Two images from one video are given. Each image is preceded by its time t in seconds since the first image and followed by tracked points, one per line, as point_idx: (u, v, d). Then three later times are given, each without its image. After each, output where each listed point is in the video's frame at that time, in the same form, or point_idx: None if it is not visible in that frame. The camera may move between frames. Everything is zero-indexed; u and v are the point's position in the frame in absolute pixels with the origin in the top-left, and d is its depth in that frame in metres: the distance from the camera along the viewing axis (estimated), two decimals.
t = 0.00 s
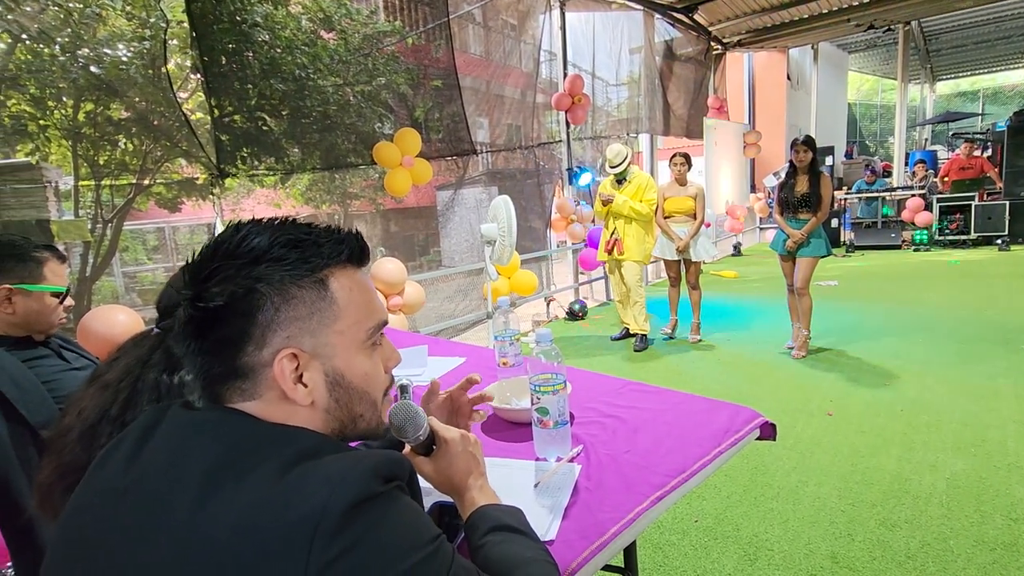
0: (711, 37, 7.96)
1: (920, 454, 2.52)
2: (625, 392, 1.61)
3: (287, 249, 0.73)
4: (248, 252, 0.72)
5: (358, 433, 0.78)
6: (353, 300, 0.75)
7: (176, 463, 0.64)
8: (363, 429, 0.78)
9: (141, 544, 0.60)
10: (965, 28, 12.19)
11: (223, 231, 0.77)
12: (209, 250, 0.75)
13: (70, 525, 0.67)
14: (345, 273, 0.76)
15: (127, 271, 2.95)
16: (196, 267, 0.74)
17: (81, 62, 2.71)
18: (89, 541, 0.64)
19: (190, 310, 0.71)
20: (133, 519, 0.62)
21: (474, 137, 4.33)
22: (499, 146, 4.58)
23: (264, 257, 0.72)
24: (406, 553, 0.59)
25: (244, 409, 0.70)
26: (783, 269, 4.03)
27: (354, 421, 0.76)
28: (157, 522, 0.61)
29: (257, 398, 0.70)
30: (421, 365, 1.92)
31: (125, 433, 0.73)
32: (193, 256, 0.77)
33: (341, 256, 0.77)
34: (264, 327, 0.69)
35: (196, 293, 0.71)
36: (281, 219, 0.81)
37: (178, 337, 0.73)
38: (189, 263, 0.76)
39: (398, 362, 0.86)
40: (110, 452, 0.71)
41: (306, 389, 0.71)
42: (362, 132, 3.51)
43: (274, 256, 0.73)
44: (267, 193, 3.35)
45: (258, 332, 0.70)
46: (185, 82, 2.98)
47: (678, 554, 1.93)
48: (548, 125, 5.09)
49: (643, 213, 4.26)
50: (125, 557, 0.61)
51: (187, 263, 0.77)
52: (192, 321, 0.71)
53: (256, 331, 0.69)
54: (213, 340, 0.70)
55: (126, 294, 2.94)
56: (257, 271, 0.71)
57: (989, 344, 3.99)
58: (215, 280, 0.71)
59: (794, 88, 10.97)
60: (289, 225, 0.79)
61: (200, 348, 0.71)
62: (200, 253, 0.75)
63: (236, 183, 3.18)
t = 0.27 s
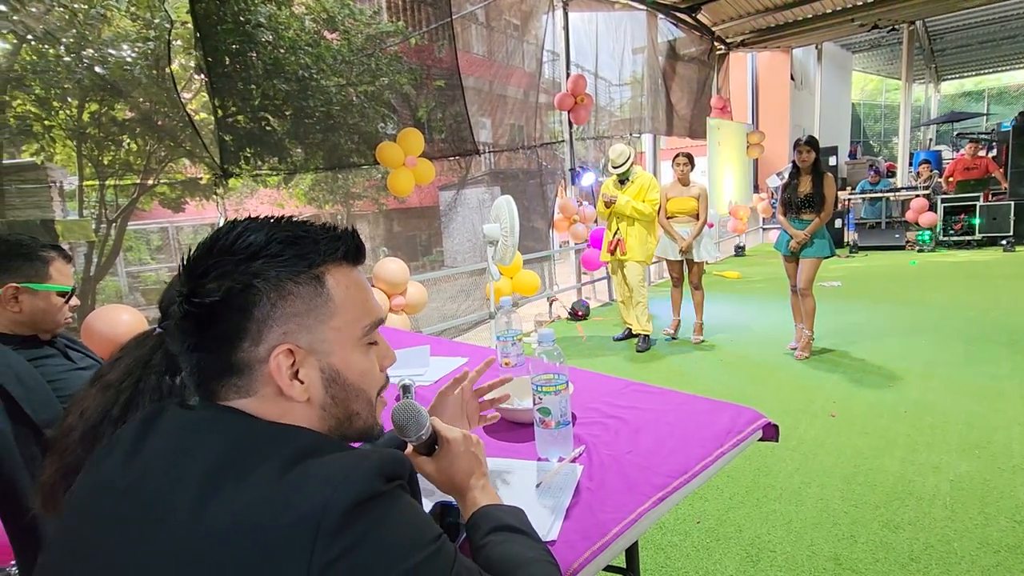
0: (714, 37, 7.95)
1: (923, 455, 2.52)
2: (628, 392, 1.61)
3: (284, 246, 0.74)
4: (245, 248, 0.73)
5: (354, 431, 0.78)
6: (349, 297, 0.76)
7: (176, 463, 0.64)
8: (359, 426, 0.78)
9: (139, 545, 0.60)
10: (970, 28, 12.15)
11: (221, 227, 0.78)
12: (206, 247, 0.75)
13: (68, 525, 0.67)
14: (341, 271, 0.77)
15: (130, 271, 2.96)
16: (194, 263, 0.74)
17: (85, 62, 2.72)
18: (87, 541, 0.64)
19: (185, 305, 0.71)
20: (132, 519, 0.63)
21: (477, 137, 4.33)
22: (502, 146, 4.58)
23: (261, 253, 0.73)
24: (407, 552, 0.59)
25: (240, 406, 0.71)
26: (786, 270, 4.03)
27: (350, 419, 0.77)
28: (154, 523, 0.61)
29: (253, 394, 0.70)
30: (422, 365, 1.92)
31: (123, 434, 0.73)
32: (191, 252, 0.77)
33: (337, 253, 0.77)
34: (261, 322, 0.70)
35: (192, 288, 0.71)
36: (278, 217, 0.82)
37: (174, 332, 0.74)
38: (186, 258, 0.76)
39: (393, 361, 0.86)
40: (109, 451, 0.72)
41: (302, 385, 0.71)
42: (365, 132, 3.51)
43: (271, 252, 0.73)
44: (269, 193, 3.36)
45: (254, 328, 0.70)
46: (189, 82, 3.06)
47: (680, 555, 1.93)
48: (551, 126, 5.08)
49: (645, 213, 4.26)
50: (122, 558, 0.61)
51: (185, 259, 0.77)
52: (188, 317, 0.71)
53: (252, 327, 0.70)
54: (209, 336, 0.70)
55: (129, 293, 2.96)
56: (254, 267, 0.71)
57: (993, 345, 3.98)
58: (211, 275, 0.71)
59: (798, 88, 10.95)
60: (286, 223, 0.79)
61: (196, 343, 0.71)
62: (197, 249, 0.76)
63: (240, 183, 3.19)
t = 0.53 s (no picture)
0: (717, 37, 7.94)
1: (927, 456, 2.51)
2: (630, 392, 1.61)
3: (243, 243, 0.74)
4: (208, 244, 0.75)
5: (317, 436, 0.74)
6: (306, 295, 0.72)
7: (142, 461, 0.65)
8: (323, 431, 0.74)
9: (106, 544, 0.61)
10: (974, 28, 12.11)
11: (201, 225, 0.81)
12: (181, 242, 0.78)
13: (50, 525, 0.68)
14: (300, 268, 0.73)
15: (134, 270, 2.97)
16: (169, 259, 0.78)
17: (89, 62, 2.73)
18: (62, 540, 0.65)
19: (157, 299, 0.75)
20: (101, 517, 0.63)
21: (479, 137, 4.33)
22: (504, 146, 4.58)
23: (221, 250, 0.74)
24: (363, 554, 0.58)
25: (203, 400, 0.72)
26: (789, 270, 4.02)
27: (311, 423, 0.73)
28: (131, 520, 0.61)
29: (206, 390, 0.71)
30: (424, 365, 1.92)
31: (102, 435, 0.74)
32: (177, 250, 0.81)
33: (298, 250, 0.74)
34: (211, 317, 0.70)
35: (161, 283, 0.74)
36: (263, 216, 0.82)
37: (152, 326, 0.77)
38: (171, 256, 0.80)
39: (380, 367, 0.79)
40: (91, 453, 0.72)
41: (247, 384, 0.70)
42: (368, 133, 3.51)
43: (230, 249, 0.73)
44: (273, 193, 3.37)
45: (206, 322, 0.70)
46: (192, 82, 3.05)
47: (682, 556, 1.93)
48: (554, 126, 5.08)
49: (647, 213, 4.25)
50: (92, 557, 0.61)
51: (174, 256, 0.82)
52: (158, 311, 0.75)
53: (202, 321, 0.70)
54: (170, 329, 0.73)
55: (132, 293, 2.97)
56: (210, 263, 0.73)
57: (997, 346, 3.96)
58: (175, 270, 0.74)
59: (800, 88, 10.93)
60: (263, 221, 0.79)
61: (163, 337, 0.74)
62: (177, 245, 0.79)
63: (243, 183, 3.19)
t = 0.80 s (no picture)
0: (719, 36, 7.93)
1: (929, 457, 2.50)
2: (631, 392, 1.61)
3: (223, 244, 0.74)
4: (194, 245, 0.76)
5: (307, 436, 0.74)
6: (282, 293, 0.71)
7: (141, 465, 0.64)
8: (314, 433, 0.73)
9: (104, 548, 0.61)
10: (977, 27, 12.08)
11: (194, 225, 0.82)
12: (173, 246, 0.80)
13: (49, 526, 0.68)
14: (277, 267, 0.72)
15: (137, 270, 2.98)
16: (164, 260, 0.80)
17: (92, 63, 2.73)
18: (62, 542, 0.65)
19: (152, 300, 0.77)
20: (100, 520, 0.63)
21: (481, 137, 4.33)
22: (506, 146, 4.58)
23: (204, 251, 0.74)
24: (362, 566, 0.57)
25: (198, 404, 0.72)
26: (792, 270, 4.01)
27: (297, 425, 0.72)
28: (129, 525, 0.60)
29: (194, 393, 0.72)
30: (426, 365, 1.92)
31: (103, 435, 0.74)
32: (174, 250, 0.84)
33: (275, 248, 0.73)
34: (195, 319, 0.71)
35: (153, 285, 0.76)
36: (250, 216, 0.82)
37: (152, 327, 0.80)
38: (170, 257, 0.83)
39: (367, 365, 0.78)
40: (91, 454, 0.72)
41: (229, 387, 0.70)
42: (370, 132, 3.52)
43: (211, 251, 0.74)
44: (275, 193, 3.36)
45: (191, 325, 0.72)
46: (194, 82, 3.06)
47: (684, 556, 1.93)
48: (556, 125, 5.08)
49: (649, 213, 4.25)
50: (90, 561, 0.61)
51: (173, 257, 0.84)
52: (153, 313, 0.78)
53: (187, 324, 0.72)
54: (163, 331, 0.75)
55: (136, 293, 2.98)
56: (194, 264, 0.74)
57: (1000, 346, 3.95)
58: (164, 272, 0.76)
59: (803, 87, 10.91)
60: (248, 221, 0.79)
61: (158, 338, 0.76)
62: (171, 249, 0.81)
63: (245, 183, 3.20)
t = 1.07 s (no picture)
0: (721, 36, 7.92)
1: (932, 457, 2.50)
2: (634, 392, 1.61)
3: (231, 245, 0.74)
4: (203, 247, 0.76)
5: (321, 435, 0.73)
6: (293, 293, 0.71)
7: (150, 464, 0.64)
8: (328, 431, 0.74)
9: (114, 542, 0.61)
10: (981, 26, 12.03)
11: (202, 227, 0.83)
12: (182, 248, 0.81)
13: (61, 524, 0.68)
14: (287, 265, 0.73)
15: (141, 269, 2.99)
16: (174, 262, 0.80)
17: (95, 62, 2.74)
18: (72, 537, 0.65)
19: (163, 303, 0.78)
20: (110, 516, 0.63)
21: (483, 137, 4.33)
22: (508, 146, 4.58)
23: (213, 253, 0.75)
24: (373, 566, 0.57)
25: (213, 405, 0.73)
26: (794, 270, 4.00)
27: (310, 424, 0.72)
28: (140, 524, 0.60)
29: (207, 394, 0.72)
30: (428, 364, 1.93)
31: (115, 432, 0.75)
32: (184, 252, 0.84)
33: (284, 247, 0.74)
34: (206, 321, 0.71)
35: (164, 288, 0.77)
36: (258, 216, 0.83)
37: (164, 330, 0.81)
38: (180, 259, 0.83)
39: (378, 362, 0.78)
40: (100, 453, 0.72)
41: (242, 387, 0.70)
42: (372, 132, 3.52)
43: (219, 251, 0.74)
44: (278, 191, 3.30)
45: (202, 326, 0.72)
46: (198, 82, 3.04)
47: (686, 556, 1.93)
48: (558, 125, 5.08)
49: (652, 213, 4.24)
50: (99, 557, 0.61)
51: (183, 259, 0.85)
52: (164, 316, 0.78)
53: (200, 326, 0.72)
54: (175, 333, 0.75)
55: (139, 292, 2.99)
56: (203, 266, 0.74)
57: (1004, 346, 3.94)
58: (174, 275, 0.76)
59: (806, 86, 10.88)
60: (256, 221, 0.80)
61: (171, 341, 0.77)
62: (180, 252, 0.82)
63: (248, 182, 3.19)
